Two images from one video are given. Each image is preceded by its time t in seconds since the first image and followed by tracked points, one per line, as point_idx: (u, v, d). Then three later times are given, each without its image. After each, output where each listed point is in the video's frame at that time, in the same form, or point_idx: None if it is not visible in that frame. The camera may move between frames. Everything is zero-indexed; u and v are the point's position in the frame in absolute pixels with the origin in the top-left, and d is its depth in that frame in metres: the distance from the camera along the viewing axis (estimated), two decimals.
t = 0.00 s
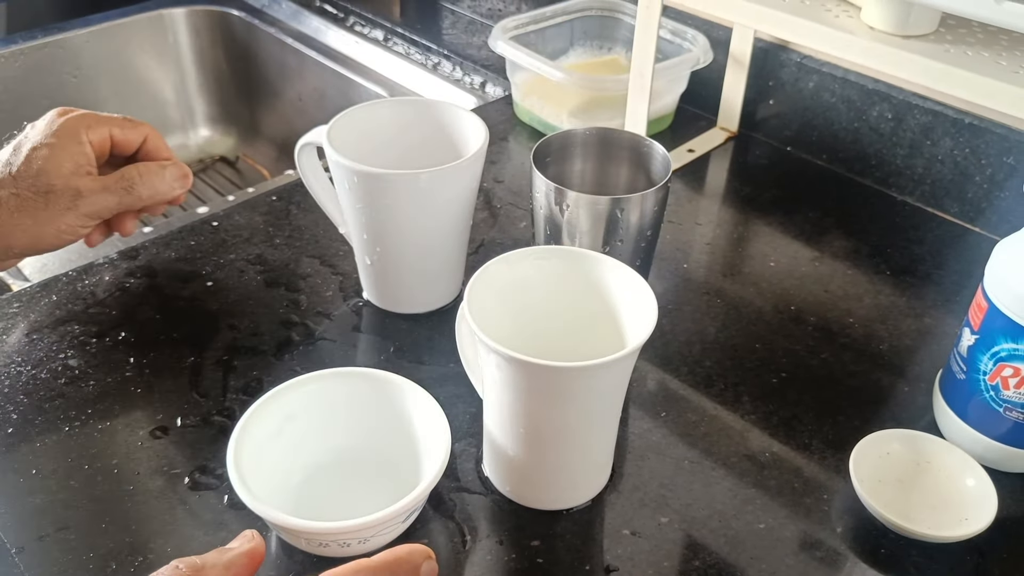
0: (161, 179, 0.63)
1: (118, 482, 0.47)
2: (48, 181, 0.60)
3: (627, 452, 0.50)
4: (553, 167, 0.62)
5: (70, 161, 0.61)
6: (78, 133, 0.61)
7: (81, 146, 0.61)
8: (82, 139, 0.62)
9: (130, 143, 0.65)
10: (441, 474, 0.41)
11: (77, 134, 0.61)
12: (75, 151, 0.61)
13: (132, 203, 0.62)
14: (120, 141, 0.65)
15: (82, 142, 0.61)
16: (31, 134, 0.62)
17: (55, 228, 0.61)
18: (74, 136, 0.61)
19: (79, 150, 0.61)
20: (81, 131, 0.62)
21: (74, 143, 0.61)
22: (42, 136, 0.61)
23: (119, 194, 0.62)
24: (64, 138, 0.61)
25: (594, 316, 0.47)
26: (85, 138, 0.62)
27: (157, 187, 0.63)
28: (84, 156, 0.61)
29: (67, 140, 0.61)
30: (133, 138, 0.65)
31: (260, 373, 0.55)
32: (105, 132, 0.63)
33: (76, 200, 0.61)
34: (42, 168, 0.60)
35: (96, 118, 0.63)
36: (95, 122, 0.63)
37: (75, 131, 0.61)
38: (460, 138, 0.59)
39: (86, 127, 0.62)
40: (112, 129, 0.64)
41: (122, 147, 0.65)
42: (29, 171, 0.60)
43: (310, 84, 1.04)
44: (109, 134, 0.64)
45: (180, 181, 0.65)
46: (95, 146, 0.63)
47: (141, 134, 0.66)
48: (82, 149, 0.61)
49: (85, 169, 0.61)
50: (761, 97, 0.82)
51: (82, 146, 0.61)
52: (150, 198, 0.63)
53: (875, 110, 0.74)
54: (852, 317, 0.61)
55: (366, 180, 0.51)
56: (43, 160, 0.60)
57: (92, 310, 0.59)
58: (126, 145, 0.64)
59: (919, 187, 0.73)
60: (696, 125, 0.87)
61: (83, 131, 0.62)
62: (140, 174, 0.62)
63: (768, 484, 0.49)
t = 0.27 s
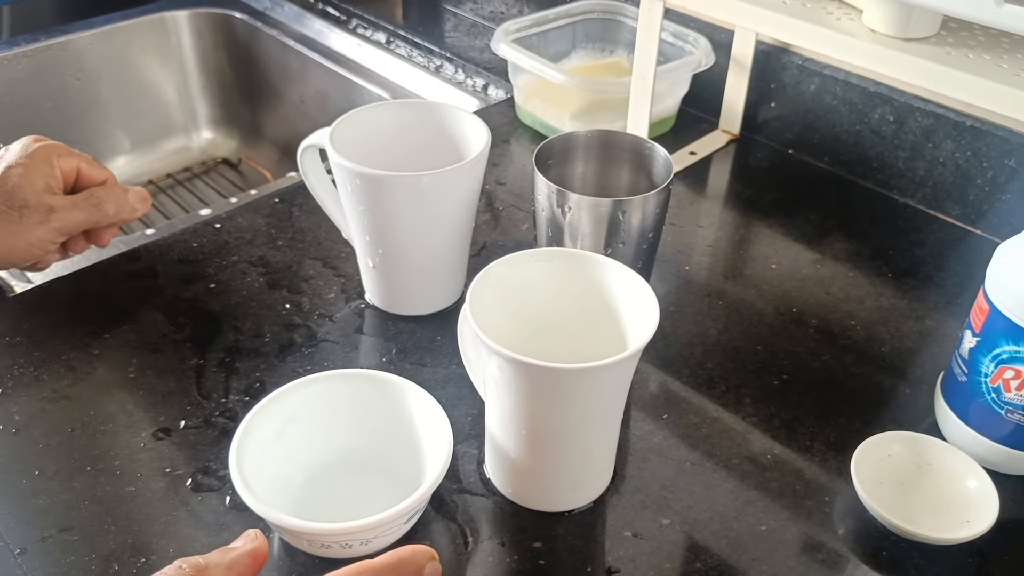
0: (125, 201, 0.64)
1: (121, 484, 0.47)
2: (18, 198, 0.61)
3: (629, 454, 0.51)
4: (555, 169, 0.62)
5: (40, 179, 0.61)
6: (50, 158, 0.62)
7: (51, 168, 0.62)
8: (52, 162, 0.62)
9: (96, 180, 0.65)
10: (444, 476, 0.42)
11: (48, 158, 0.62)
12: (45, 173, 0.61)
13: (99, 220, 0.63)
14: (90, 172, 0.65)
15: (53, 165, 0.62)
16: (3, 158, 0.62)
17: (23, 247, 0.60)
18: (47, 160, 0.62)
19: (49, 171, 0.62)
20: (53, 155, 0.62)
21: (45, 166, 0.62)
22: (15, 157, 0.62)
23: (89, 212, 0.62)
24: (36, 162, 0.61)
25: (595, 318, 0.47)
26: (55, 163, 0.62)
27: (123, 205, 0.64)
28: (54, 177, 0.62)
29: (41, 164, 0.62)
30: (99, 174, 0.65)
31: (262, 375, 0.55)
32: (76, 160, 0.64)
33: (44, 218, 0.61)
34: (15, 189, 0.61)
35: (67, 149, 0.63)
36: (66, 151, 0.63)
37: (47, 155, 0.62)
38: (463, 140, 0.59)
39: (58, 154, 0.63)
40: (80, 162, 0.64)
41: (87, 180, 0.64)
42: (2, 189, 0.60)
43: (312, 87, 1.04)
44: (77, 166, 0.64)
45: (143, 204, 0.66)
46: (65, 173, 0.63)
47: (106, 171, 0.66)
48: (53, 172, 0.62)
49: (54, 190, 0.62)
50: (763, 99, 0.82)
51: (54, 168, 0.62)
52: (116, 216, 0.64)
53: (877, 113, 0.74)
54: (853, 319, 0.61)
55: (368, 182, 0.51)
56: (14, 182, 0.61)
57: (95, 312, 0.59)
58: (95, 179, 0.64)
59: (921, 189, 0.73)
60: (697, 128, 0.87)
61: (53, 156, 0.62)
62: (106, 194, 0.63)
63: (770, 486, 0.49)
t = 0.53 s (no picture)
0: (130, 223, 0.65)
1: (124, 485, 0.47)
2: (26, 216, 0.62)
3: (633, 456, 0.50)
4: (559, 171, 0.62)
5: (47, 198, 0.63)
6: (59, 177, 0.64)
7: (60, 187, 0.64)
8: (62, 182, 0.65)
9: (104, 201, 0.67)
10: (447, 477, 0.42)
11: (57, 177, 0.64)
12: (53, 191, 0.64)
13: (104, 240, 0.63)
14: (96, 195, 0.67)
15: (61, 185, 0.64)
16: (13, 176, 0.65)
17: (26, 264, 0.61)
18: (56, 179, 0.64)
19: (58, 190, 0.64)
20: (62, 175, 0.65)
21: (54, 185, 0.64)
22: (25, 175, 0.64)
23: (93, 233, 0.62)
24: (45, 181, 0.64)
25: (599, 319, 0.47)
26: (64, 182, 0.65)
27: (129, 227, 0.64)
28: (61, 195, 0.64)
29: (50, 182, 0.64)
30: (107, 197, 0.68)
31: (266, 377, 0.55)
32: (84, 182, 0.66)
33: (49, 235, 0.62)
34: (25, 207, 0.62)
35: (77, 168, 0.66)
36: (74, 172, 0.66)
37: (57, 175, 0.64)
38: (466, 142, 0.59)
39: (66, 174, 0.65)
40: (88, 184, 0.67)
41: (95, 201, 0.67)
42: (9, 208, 0.63)
43: (315, 89, 1.04)
44: (86, 185, 0.66)
45: (147, 227, 0.66)
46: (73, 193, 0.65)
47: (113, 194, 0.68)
48: (60, 191, 0.64)
49: (61, 209, 0.64)
50: (766, 102, 0.82)
51: (62, 188, 0.64)
52: (121, 239, 0.64)
53: (881, 115, 0.74)
54: (857, 321, 0.61)
55: (372, 184, 0.51)
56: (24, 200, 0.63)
57: (98, 313, 0.60)
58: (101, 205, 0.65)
59: (925, 192, 0.73)
60: (701, 130, 0.87)
61: (63, 177, 0.65)
62: (111, 215, 0.64)
63: (774, 489, 0.49)
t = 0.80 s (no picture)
0: (130, 226, 0.64)
1: (126, 487, 0.47)
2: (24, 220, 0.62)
3: (636, 458, 0.50)
4: (562, 173, 0.62)
5: (45, 202, 0.63)
6: (57, 182, 0.64)
7: (58, 192, 0.64)
8: (59, 187, 0.64)
9: (102, 205, 0.67)
10: (451, 479, 0.41)
11: (54, 182, 0.64)
12: (52, 196, 0.63)
13: (104, 245, 0.62)
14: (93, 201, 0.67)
15: (58, 191, 0.64)
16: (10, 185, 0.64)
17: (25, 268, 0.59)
18: (53, 184, 0.64)
19: (56, 196, 0.64)
20: (58, 180, 0.65)
21: (51, 190, 0.64)
22: (21, 181, 0.64)
23: (93, 237, 0.61)
24: (42, 186, 0.64)
25: (602, 321, 0.47)
26: (61, 188, 0.64)
27: (128, 231, 0.64)
28: (59, 200, 0.64)
29: (47, 187, 0.64)
30: (105, 201, 0.68)
31: (268, 379, 0.55)
32: (81, 187, 0.66)
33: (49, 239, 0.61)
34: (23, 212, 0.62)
35: (74, 174, 0.66)
36: (71, 178, 0.66)
37: (53, 180, 0.64)
38: (469, 143, 0.59)
39: (63, 179, 0.65)
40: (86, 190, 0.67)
41: (93, 205, 0.67)
42: (7, 216, 0.62)
43: (318, 91, 1.04)
44: (84, 190, 0.66)
45: (147, 231, 0.65)
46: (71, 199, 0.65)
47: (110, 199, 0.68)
48: (58, 196, 0.64)
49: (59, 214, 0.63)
50: (769, 104, 0.82)
51: (60, 193, 0.64)
52: (121, 242, 0.63)
53: (884, 117, 0.74)
54: (861, 324, 0.61)
55: (374, 185, 0.51)
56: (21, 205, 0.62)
57: (100, 315, 0.59)
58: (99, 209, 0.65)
59: (928, 194, 0.73)
60: (703, 132, 0.87)
61: (60, 182, 0.65)
62: (110, 218, 0.63)
63: (777, 491, 0.48)
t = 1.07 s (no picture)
0: (128, 228, 0.64)
1: (125, 490, 0.47)
2: (22, 223, 0.62)
3: (636, 461, 0.50)
4: (562, 174, 0.62)
5: (43, 205, 0.63)
6: (54, 185, 0.64)
7: (55, 195, 0.64)
8: (57, 189, 0.64)
9: (100, 207, 0.67)
10: (450, 482, 0.41)
11: (52, 185, 0.64)
12: (49, 199, 0.63)
13: (102, 248, 0.62)
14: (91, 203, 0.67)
15: (55, 194, 0.64)
16: (8, 187, 0.64)
17: (23, 271, 0.59)
18: (50, 187, 0.64)
19: (54, 199, 0.64)
20: (56, 183, 0.65)
21: (49, 193, 0.64)
22: (19, 184, 0.64)
23: (90, 240, 0.61)
24: (40, 189, 0.63)
25: (602, 323, 0.47)
26: (59, 190, 0.64)
27: (126, 234, 0.63)
28: (57, 203, 0.64)
29: (45, 190, 0.64)
30: (103, 203, 0.67)
31: (267, 381, 0.55)
32: (79, 190, 0.66)
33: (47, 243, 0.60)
34: (20, 216, 0.62)
35: (72, 176, 0.66)
36: (68, 180, 0.66)
37: (51, 183, 0.64)
38: (469, 145, 0.59)
39: (60, 181, 0.65)
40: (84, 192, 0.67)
41: (91, 208, 0.67)
42: (4, 219, 0.62)
43: (317, 93, 1.04)
44: (82, 192, 0.66)
45: (146, 233, 0.65)
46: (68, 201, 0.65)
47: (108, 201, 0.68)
48: (56, 199, 0.64)
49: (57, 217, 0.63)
50: (769, 106, 0.82)
51: (57, 196, 0.64)
52: (119, 244, 0.63)
53: (884, 119, 0.74)
54: (861, 326, 0.61)
55: (374, 187, 0.51)
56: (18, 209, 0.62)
57: (99, 317, 0.59)
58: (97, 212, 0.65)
59: (928, 196, 0.73)
60: (703, 134, 0.87)
61: (58, 185, 0.65)
62: (109, 220, 0.63)
63: (777, 494, 0.48)
